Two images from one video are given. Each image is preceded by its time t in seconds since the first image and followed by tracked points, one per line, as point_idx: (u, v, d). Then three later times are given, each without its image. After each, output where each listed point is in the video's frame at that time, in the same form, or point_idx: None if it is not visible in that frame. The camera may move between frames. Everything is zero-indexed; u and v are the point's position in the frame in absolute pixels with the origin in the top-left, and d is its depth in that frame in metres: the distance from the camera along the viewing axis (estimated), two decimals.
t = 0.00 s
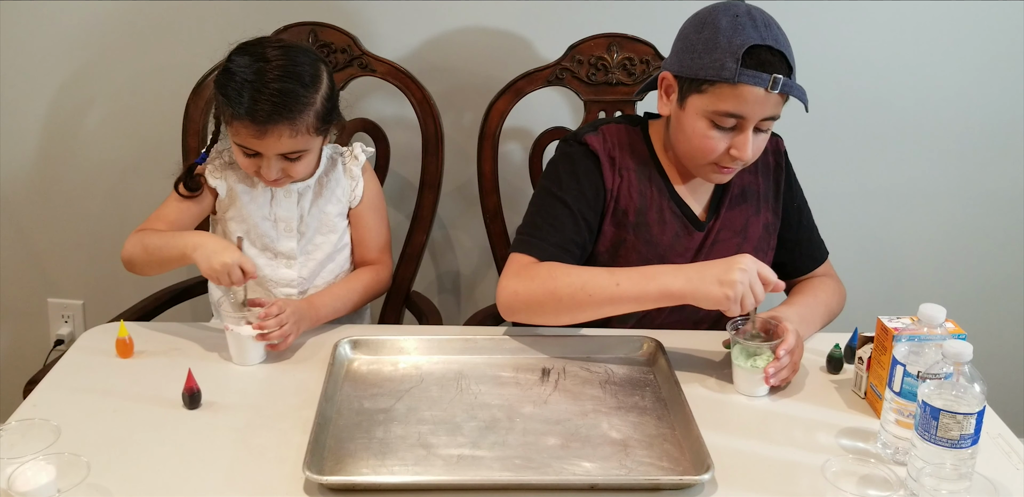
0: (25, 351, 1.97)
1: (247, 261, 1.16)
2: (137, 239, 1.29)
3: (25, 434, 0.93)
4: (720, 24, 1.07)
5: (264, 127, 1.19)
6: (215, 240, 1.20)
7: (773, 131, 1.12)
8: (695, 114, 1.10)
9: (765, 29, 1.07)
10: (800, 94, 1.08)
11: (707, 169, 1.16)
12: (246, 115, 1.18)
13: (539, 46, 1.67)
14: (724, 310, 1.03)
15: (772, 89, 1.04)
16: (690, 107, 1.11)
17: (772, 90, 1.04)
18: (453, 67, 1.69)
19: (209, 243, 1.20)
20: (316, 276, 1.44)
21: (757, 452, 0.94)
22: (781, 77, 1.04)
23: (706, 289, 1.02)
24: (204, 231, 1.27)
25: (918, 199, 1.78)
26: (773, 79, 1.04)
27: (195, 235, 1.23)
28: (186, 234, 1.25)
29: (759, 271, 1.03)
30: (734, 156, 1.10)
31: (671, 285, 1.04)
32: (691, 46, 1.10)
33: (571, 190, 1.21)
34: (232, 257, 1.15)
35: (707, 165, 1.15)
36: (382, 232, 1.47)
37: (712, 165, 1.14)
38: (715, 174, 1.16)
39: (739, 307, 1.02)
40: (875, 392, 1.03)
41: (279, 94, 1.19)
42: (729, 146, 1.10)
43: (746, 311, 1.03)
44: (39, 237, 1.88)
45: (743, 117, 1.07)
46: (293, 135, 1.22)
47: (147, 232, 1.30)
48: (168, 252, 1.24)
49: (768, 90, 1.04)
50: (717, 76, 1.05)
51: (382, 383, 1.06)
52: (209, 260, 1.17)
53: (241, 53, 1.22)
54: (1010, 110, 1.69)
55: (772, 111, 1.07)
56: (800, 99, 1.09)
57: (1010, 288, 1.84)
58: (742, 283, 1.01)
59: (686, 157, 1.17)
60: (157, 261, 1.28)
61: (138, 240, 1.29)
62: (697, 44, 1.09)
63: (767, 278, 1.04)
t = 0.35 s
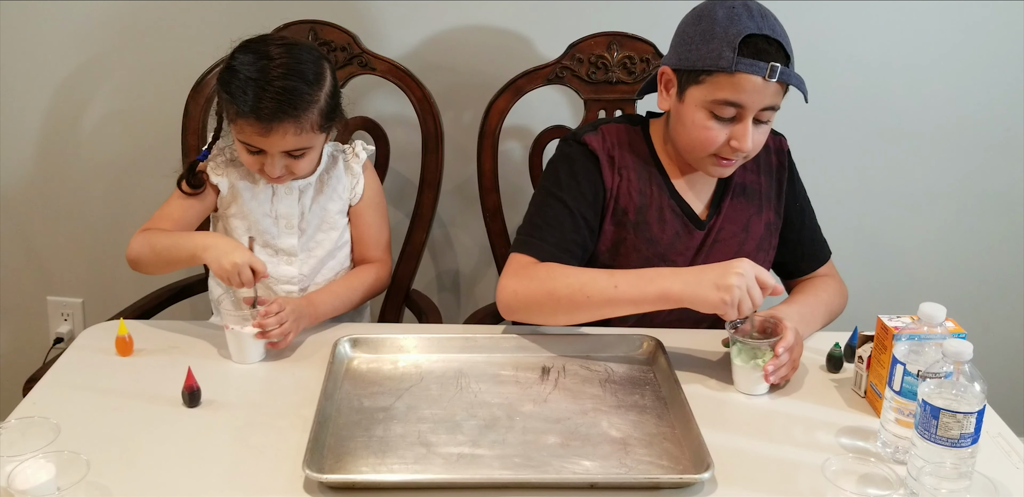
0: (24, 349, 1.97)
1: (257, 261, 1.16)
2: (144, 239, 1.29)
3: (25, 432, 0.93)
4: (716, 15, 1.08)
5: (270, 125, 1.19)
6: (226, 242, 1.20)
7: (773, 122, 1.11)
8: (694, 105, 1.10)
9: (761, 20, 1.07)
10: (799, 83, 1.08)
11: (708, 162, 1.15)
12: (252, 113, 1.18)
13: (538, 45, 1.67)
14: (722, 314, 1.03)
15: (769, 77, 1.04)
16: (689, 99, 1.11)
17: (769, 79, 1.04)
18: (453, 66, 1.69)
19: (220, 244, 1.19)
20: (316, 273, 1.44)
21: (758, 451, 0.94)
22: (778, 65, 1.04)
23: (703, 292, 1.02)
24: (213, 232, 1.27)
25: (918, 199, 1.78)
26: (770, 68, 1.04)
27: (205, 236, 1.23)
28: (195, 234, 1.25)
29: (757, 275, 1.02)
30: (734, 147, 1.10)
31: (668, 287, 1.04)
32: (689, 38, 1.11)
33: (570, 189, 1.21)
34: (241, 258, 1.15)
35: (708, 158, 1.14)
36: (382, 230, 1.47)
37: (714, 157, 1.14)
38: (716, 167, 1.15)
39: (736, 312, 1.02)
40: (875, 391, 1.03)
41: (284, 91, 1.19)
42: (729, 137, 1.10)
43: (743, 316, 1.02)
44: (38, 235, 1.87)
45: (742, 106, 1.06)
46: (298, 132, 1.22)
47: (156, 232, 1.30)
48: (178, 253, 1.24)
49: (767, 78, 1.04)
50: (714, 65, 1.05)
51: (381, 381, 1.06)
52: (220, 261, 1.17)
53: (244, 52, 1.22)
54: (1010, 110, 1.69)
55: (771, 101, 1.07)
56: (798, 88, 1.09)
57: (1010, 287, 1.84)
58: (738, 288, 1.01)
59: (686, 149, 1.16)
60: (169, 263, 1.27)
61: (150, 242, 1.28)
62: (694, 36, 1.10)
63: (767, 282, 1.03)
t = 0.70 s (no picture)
0: (24, 349, 1.97)
1: (255, 259, 1.14)
2: (144, 233, 1.29)
3: (26, 431, 0.93)
4: (719, 15, 1.08)
5: (282, 116, 1.19)
6: (225, 239, 1.19)
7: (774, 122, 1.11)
8: (697, 105, 1.10)
9: (765, 20, 1.07)
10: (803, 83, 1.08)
11: (710, 163, 1.15)
12: (265, 104, 1.18)
13: (539, 46, 1.67)
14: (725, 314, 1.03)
15: (773, 77, 1.04)
16: (692, 99, 1.10)
17: (773, 78, 1.04)
18: (453, 67, 1.69)
19: (219, 241, 1.19)
20: (315, 271, 1.43)
21: (758, 452, 0.94)
22: (782, 65, 1.04)
23: (708, 292, 1.02)
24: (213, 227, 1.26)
25: (918, 199, 1.78)
26: (774, 67, 1.04)
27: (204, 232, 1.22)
28: (195, 229, 1.24)
29: (762, 275, 1.03)
30: (737, 147, 1.10)
31: (674, 288, 1.04)
32: (691, 39, 1.11)
33: (572, 189, 1.21)
34: (240, 254, 1.14)
35: (710, 159, 1.14)
36: (382, 229, 1.47)
37: (716, 159, 1.13)
38: (719, 168, 1.15)
39: (740, 312, 1.02)
40: (875, 392, 1.03)
41: (297, 83, 1.19)
42: (732, 137, 1.10)
43: (748, 316, 1.03)
44: (38, 235, 1.87)
45: (745, 106, 1.06)
46: (309, 125, 1.22)
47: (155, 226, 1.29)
48: (177, 247, 1.24)
49: (770, 79, 1.04)
50: (718, 65, 1.05)
51: (382, 382, 1.06)
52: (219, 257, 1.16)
53: (256, 45, 1.23)
54: (1011, 111, 1.69)
55: (774, 101, 1.07)
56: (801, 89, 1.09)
57: (1010, 288, 1.84)
58: (744, 287, 1.01)
59: (688, 150, 1.16)
60: (170, 257, 1.27)
61: (153, 236, 1.27)
62: (697, 36, 1.09)
63: (772, 281, 1.04)
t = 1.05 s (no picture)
0: (23, 349, 1.97)
1: (257, 259, 1.15)
2: (145, 232, 1.29)
3: (25, 432, 0.93)
4: (721, 31, 1.07)
5: (285, 111, 1.19)
6: (226, 239, 1.20)
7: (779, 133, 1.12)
8: (701, 122, 1.10)
9: (768, 33, 1.07)
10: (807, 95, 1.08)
11: (714, 175, 1.16)
12: (267, 99, 1.18)
13: (538, 46, 1.67)
14: (732, 314, 1.03)
15: (778, 96, 1.04)
16: (696, 115, 1.11)
17: (778, 96, 1.04)
18: (452, 67, 1.69)
19: (221, 241, 1.19)
20: (314, 270, 1.43)
21: (757, 452, 0.94)
22: (787, 82, 1.04)
23: (716, 291, 1.02)
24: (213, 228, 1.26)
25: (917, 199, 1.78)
26: (779, 85, 1.04)
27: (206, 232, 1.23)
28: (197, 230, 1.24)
29: (768, 275, 1.03)
30: (742, 161, 1.11)
31: (679, 287, 1.04)
32: (694, 54, 1.10)
33: (574, 188, 1.21)
34: (243, 255, 1.15)
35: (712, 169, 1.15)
36: (380, 228, 1.47)
37: (718, 169, 1.15)
38: (721, 179, 1.17)
39: (748, 311, 1.02)
40: (874, 392, 1.03)
41: (299, 77, 1.19)
42: (737, 152, 1.11)
43: (754, 315, 1.03)
44: (37, 234, 1.87)
45: (750, 124, 1.07)
46: (312, 118, 1.22)
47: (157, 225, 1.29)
48: (179, 247, 1.24)
49: (774, 96, 1.04)
50: (722, 85, 1.05)
51: (381, 382, 1.06)
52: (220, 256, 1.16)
53: (256, 42, 1.23)
54: (1009, 111, 1.69)
55: (778, 116, 1.07)
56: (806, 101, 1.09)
57: (1009, 287, 1.84)
58: (752, 287, 1.01)
59: (692, 163, 1.17)
60: (172, 257, 1.27)
61: (154, 236, 1.27)
62: (700, 52, 1.09)
63: (778, 281, 1.03)
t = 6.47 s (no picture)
0: (24, 350, 1.96)
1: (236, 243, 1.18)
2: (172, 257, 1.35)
3: (27, 432, 0.93)
4: (707, 19, 1.08)
5: (273, 77, 1.24)
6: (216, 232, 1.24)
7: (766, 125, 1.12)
8: (687, 108, 1.10)
9: (754, 23, 1.08)
10: (794, 86, 1.09)
11: (701, 167, 1.15)
12: (257, 67, 1.24)
13: (541, 51, 1.68)
14: (739, 317, 1.03)
15: (761, 80, 1.04)
16: (680, 103, 1.11)
17: (761, 82, 1.04)
18: (455, 71, 1.69)
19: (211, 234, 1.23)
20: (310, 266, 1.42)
21: (759, 458, 0.94)
22: (770, 69, 1.04)
23: (726, 294, 1.02)
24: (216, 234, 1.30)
25: (918, 206, 1.79)
26: (762, 71, 1.04)
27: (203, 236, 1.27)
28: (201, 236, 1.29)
29: (779, 284, 1.04)
30: (726, 151, 1.10)
31: (690, 288, 1.04)
32: (680, 43, 1.11)
33: (573, 191, 1.21)
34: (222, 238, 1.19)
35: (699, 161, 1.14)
36: (382, 228, 1.47)
37: (704, 161, 1.14)
38: (708, 172, 1.16)
39: (754, 317, 1.03)
40: (876, 398, 1.03)
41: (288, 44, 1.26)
42: (720, 141, 1.10)
43: (758, 322, 1.04)
44: (40, 235, 1.87)
45: (734, 110, 1.07)
46: (299, 87, 1.26)
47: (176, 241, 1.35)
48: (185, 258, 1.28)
49: (757, 81, 1.05)
50: (705, 69, 1.06)
51: (382, 384, 1.06)
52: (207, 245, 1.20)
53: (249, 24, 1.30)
54: (1010, 119, 1.70)
55: (763, 104, 1.07)
56: (790, 92, 1.09)
57: (1010, 295, 1.85)
58: (762, 292, 1.02)
59: (679, 154, 1.16)
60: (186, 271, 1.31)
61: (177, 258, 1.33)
62: (686, 40, 1.10)
63: (786, 293, 1.04)
